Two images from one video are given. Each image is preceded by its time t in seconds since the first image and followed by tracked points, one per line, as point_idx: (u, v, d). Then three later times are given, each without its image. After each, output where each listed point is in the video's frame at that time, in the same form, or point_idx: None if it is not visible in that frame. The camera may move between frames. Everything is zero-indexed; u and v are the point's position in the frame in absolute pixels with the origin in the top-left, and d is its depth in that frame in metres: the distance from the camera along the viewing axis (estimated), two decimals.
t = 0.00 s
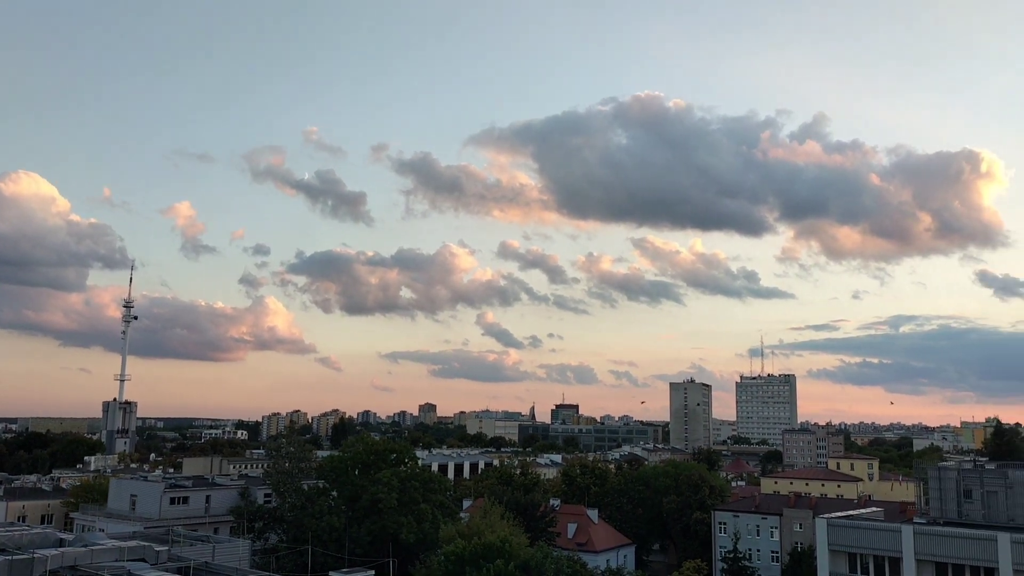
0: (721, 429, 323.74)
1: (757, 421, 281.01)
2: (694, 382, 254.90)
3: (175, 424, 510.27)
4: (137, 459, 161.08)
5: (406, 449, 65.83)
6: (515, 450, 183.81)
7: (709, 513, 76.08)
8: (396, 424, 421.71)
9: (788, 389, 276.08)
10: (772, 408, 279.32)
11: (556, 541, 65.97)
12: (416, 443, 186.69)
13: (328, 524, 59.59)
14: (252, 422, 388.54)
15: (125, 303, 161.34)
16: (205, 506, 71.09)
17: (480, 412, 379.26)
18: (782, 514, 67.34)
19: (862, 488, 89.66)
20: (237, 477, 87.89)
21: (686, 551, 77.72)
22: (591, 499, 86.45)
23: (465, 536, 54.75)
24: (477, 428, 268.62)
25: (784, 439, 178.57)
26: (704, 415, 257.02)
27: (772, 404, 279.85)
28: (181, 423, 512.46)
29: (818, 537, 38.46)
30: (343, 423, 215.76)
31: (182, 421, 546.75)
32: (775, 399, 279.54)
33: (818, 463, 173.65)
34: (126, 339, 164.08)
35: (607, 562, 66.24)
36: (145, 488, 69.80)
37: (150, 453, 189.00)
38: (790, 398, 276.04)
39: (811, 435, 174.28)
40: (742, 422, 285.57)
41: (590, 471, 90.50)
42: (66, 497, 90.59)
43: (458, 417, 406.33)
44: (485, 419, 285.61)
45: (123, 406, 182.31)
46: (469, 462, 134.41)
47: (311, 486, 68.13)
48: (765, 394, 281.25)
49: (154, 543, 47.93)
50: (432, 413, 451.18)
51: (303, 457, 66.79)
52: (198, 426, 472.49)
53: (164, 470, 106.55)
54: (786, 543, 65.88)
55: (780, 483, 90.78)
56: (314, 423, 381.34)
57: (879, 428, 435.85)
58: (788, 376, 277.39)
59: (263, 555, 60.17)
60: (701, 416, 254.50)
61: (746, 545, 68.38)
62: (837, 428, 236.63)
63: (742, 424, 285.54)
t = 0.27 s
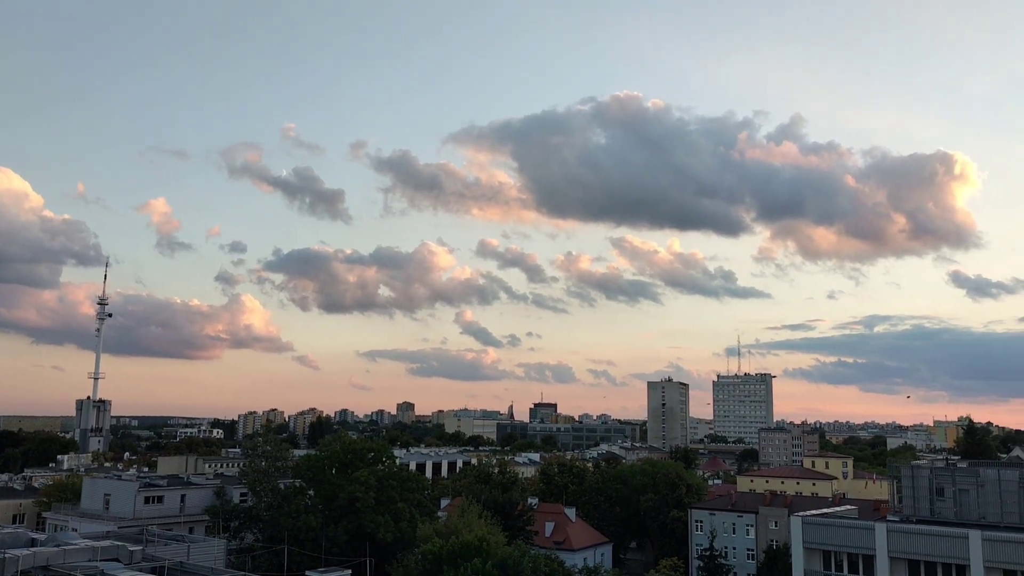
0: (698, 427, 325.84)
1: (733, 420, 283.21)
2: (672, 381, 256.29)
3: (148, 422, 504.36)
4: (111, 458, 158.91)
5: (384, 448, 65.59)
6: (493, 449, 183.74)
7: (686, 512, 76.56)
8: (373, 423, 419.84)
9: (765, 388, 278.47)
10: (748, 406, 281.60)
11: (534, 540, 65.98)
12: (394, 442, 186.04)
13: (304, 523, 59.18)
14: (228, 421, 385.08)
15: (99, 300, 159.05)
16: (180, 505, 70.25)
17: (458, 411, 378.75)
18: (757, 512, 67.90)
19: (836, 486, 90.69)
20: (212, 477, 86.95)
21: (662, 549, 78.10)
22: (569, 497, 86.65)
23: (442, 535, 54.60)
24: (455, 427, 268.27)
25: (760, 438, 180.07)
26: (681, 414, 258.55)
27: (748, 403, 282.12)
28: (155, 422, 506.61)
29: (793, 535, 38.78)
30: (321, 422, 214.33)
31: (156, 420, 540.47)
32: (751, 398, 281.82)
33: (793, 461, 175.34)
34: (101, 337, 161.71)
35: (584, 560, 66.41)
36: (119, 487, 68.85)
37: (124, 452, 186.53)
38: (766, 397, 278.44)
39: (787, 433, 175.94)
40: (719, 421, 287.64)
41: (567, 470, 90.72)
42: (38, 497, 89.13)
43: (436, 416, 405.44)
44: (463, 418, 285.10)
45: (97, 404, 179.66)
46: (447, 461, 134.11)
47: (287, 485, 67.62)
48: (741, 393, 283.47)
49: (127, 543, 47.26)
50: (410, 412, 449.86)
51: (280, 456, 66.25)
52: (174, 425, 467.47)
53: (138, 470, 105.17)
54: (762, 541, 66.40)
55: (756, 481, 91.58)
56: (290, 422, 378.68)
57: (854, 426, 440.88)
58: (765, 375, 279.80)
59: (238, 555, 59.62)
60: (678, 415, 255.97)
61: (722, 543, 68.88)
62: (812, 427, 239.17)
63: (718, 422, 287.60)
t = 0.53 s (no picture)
0: (676, 427, 327.67)
1: (711, 420, 285.13)
2: (651, 381, 257.46)
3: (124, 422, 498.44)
4: (85, 459, 156.73)
5: (363, 448, 65.31)
6: (473, 449, 183.49)
7: (664, 511, 76.90)
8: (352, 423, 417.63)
9: (743, 388, 280.59)
10: (726, 407, 283.65)
11: (513, 540, 65.94)
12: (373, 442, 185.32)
13: (282, 524, 58.71)
14: (205, 421, 381.35)
15: (75, 298, 156.78)
16: (156, 506, 69.43)
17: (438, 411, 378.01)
18: (735, 511, 68.32)
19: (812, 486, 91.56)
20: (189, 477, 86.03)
21: (641, 548, 78.38)
22: (548, 497, 86.75)
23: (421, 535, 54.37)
24: (435, 427, 267.65)
25: (738, 438, 181.35)
26: (660, 414, 259.82)
27: (726, 403, 284.13)
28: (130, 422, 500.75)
29: (770, 535, 39.03)
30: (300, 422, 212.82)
31: (132, 420, 534.12)
32: (729, 398, 283.87)
33: (771, 460, 176.81)
34: (76, 335, 159.36)
35: (563, 560, 66.46)
36: (94, 488, 67.93)
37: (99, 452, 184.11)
38: (744, 397, 280.59)
39: (764, 433, 177.39)
40: (697, 421, 289.41)
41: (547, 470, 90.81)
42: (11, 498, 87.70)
43: (416, 415, 404.29)
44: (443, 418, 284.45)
45: (72, 404, 177.01)
46: (426, 461, 133.71)
47: (265, 486, 67.05)
48: (720, 393, 285.43)
49: (102, 544, 46.67)
50: (389, 412, 448.24)
51: (257, 457, 65.69)
52: (149, 425, 462.26)
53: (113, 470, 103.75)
54: (739, 541, 66.81)
55: (734, 481, 92.24)
56: (269, 422, 375.94)
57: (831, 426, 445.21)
58: (743, 376, 281.96)
59: (214, 556, 59.07)
60: (657, 415, 257.18)
61: (700, 542, 69.27)
62: (789, 427, 241.30)
63: (697, 422, 289.42)
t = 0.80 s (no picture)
0: (658, 428, 328.99)
1: (692, 422, 286.56)
2: (633, 383, 258.33)
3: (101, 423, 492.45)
4: (63, 459, 154.62)
5: (344, 448, 65.02)
6: (455, 450, 183.02)
7: (645, 512, 77.15)
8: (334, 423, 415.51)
9: (723, 390, 282.28)
10: (707, 408, 285.23)
11: (494, 540, 65.85)
12: (355, 442, 184.58)
13: (262, 524, 58.25)
14: (184, 422, 377.60)
15: (53, 296, 154.77)
16: (134, 506, 68.69)
17: (420, 412, 376.79)
18: (715, 513, 68.67)
19: (792, 487, 92.28)
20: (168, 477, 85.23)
21: (622, 549, 78.52)
22: (529, 498, 86.82)
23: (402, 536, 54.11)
24: (416, 428, 266.92)
25: (719, 439, 182.40)
26: (642, 415, 260.74)
27: (707, 404, 285.75)
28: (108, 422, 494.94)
29: (750, 536, 39.25)
30: (280, 423, 211.29)
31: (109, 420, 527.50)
32: (710, 400, 285.47)
33: (751, 462, 177.94)
34: (54, 334, 157.16)
35: (543, 561, 66.49)
36: (71, 487, 67.11)
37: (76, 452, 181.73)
38: (725, 399, 282.28)
39: (744, 435, 178.56)
40: (678, 422, 290.76)
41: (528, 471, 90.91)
42: None
43: (397, 416, 402.81)
44: (424, 419, 283.38)
45: (50, 403, 174.49)
46: (408, 462, 133.31)
47: (244, 486, 66.51)
48: (701, 395, 286.95)
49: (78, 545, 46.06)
50: (371, 413, 446.70)
51: (237, 457, 65.18)
52: (128, 425, 457.24)
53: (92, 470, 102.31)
54: (719, 541, 67.13)
55: (715, 482, 92.72)
56: (249, 423, 372.94)
57: (810, 428, 448.88)
58: (724, 377, 283.71)
59: (193, 557, 58.52)
60: (638, 416, 258.05)
61: (681, 543, 69.56)
62: (769, 428, 242.98)
63: (678, 424, 290.77)
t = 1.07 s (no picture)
0: (637, 430, 330.25)
1: (671, 423, 288.00)
2: (612, 385, 259.10)
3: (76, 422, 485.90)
4: (36, 458, 152.20)
5: (322, 449, 64.55)
6: (434, 451, 182.39)
7: (624, 513, 77.36)
8: (312, 424, 413.02)
9: (702, 392, 283.97)
10: (686, 410, 286.78)
11: (472, 542, 65.73)
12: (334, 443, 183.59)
13: (239, 525, 57.65)
14: (161, 421, 373.46)
15: (27, 293, 152.40)
16: (109, 506, 67.77)
17: (400, 412, 375.36)
18: (693, 514, 68.99)
19: (768, 489, 92.98)
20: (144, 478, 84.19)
21: (600, 551, 78.68)
22: (508, 500, 86.81)
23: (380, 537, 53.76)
24: (396, 429, 266.05)
25: (697, 441, 183.40)
26: (621, 417, 261.56)
27: (686, 406, 287.30)
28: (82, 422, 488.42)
29: (727, 537, 39.50)
30: (258, 423, 209.46)
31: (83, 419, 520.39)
32: (689, 402, 287.03)
33: (729, 463, 179.12)
34: (28, 331, 154.59)
35: (522, 562, 66.46)
36: (44, 487, 66.11)
37: (50, 452, 179.10)
38: (704, 401, 283.94)
39: (723, 436, 179.72)
40: (657, 424, 292.05)
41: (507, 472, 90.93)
42: None
43: (377, 417, 401.02)
44: (404, 420, 282.29)
45: (23, 402, 171.79)
46: (387, 462, 132.74)
47: (221, 487, 65.86)
48: (680, 397, 288.41)
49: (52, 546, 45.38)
50: (350, 413, 444.58)
51: (214, 457, 64.54)
52: (103, 424, 451.49)
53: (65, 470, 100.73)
54: (697, 543, 67.47)
55: (692, 483, 93.20)
56: (226, 423, 369.47)
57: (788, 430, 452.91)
58: (703, 380, 285.39)
59: (168, 558, 57.81)
60: (618, 418, 258.87)
61: (659, 544, 69.85)
62: (747, 430, 244.64)
63: (657, 426, 292.05)
